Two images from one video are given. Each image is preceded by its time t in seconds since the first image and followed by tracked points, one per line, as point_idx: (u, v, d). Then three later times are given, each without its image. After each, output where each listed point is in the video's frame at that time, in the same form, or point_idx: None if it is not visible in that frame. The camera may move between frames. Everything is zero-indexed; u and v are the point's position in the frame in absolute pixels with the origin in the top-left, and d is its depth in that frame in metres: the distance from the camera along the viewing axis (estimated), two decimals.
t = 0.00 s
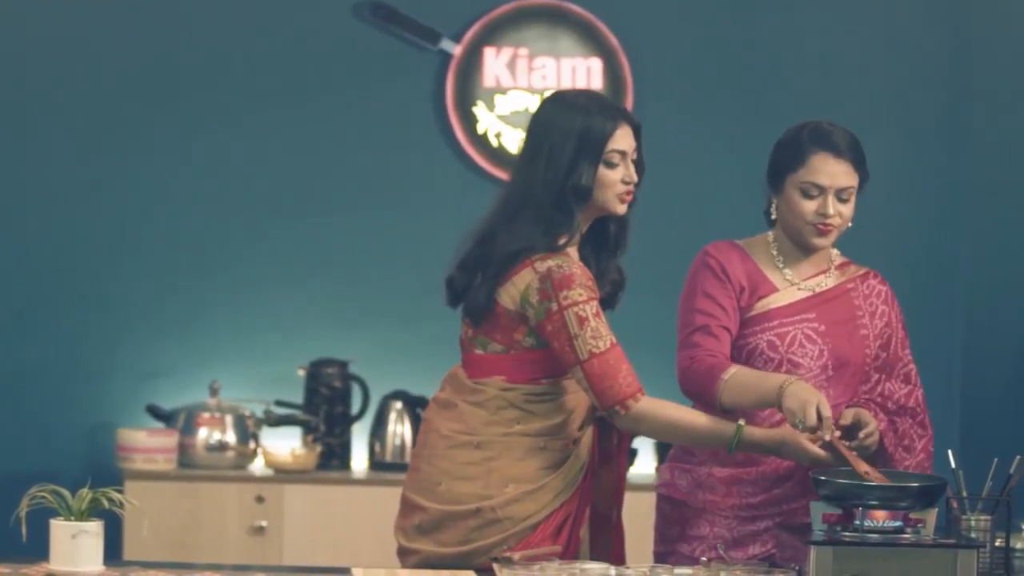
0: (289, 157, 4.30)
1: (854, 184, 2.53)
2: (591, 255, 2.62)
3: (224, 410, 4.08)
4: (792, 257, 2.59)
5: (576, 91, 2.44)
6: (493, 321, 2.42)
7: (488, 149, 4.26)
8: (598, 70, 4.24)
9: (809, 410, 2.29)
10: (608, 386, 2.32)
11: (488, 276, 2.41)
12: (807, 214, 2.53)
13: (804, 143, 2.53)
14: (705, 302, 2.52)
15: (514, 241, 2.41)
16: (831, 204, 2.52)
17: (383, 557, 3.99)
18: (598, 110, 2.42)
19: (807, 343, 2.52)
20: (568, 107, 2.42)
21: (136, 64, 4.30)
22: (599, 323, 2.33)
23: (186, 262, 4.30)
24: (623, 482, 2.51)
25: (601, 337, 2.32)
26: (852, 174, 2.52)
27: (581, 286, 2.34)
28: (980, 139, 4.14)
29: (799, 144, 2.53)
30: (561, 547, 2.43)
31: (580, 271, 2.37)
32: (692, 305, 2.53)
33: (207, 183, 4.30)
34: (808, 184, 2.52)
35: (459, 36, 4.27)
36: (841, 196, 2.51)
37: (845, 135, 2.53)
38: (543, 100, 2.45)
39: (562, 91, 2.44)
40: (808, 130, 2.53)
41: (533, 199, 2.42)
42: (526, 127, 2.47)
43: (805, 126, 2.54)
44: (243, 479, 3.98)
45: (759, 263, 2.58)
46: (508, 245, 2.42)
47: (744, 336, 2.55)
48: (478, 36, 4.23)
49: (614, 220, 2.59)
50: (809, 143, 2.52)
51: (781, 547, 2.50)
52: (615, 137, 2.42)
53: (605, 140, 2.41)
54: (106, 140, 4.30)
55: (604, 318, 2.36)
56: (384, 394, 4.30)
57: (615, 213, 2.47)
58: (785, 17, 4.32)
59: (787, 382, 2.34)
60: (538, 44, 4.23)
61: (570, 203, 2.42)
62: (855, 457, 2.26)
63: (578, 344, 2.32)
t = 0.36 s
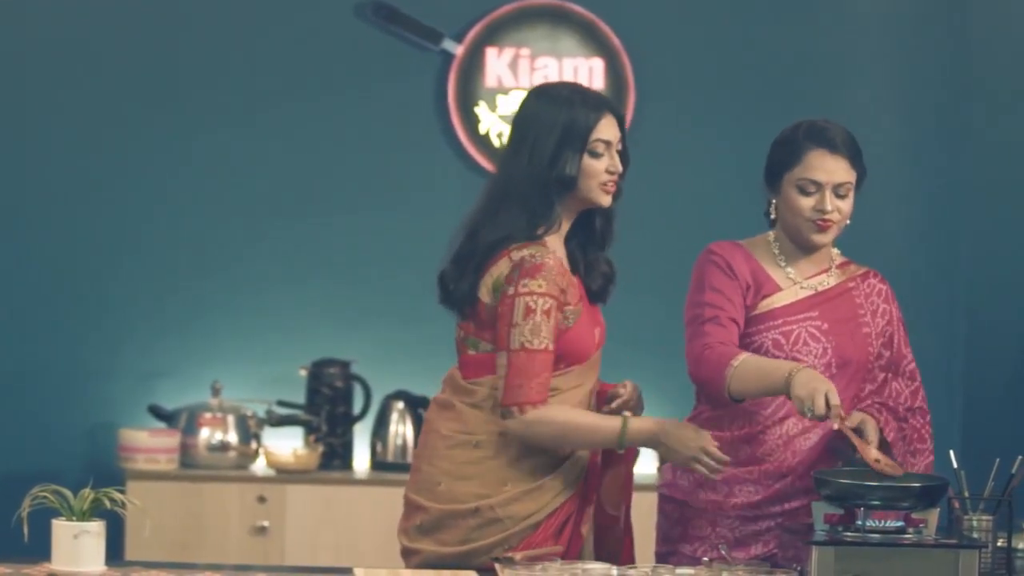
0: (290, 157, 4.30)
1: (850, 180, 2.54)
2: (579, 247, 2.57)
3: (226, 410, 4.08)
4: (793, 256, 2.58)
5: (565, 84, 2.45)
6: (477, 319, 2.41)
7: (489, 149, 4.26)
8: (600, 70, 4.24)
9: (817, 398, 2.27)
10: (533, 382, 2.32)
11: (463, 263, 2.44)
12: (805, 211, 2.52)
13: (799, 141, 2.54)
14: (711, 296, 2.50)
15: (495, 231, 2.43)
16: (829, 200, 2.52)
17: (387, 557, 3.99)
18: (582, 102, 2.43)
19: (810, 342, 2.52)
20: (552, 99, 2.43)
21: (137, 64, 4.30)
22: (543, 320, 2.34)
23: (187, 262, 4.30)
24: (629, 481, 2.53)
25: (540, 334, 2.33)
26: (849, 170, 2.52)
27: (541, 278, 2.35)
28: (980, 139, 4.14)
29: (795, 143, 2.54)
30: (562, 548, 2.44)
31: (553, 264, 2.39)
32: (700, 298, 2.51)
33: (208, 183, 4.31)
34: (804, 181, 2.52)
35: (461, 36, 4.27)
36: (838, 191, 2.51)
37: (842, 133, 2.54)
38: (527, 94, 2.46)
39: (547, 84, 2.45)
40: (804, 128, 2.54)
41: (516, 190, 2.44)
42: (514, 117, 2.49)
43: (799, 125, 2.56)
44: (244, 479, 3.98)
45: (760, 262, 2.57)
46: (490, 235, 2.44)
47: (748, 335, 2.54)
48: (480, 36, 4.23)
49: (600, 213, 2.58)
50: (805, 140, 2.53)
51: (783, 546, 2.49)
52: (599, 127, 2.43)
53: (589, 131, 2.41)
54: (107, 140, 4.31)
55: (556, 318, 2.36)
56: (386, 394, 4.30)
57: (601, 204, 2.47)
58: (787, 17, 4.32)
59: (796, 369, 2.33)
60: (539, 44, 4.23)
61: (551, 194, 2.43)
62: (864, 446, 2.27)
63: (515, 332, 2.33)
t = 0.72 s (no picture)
0: (291, 157, 4.31)
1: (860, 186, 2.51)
2: (555, 241, 2.60)
3: (229, 410, 4.07)
4: (797, 257, 2.57)
5: (549, 84, 2.50)
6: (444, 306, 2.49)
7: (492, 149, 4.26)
8: (603, 71, 4.24)
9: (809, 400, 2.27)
10: (471, 367, 2.33)
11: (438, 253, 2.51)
12: (813, 216, 2.50)
13: (811, 144, 2.50)
14: (713, 291, 2.49)
15: (464, 221, 2.51)
16: (837, 206, 2.49)
17: (391, 556, 3.99)
18: (565, 103, 2.48)
19: (811, 343, 2.50)
20: (534, 98, 2.48)
21: (139, 65, 4.30)
22: (484, 308, 2.35)
23: (188, 263, 4.30)
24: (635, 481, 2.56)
25: (479, 322, 2.34)
26: (859, 177, 2.49)
27: (483, 269, 2.39)
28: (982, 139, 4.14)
29: (807, 146, 2.51)
30: (562, 547, 2.45)
31: (502, 257, 2.42)
32: (700, 295, 2.51)
33: (210, 184, 4.31)
34: (814, 186, 2.49)
35: (464, 36, 4.27)
36: (848, 199, 2.49)
37: (853, 138, 2.51)
38: (510, 89, 2.51)
39: (530, 82, 2.50)
40: (816, 132, 2.51)
41: (491, 182, 2.51)
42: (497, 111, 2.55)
43: (811, 127, 2.52)
44: (247, 479, 3.98)
45: (764, 262, 2.56)
46: (463, 223, 2.51)
47: (748, 336, 2.53)
48: (482, 36, 4.23)
49: (574, 215, 2.62)
50: (817, 144, 2.50)
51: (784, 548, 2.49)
52: (580, 127, 2.48)
53: (570, 132, 2.46)
54: (109, 140, 4.31)
55: (503, 307, 2.37)
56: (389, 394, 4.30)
57: (577, 204, 2.52)
58: (789, 17, 4.32)
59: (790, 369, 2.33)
60: (542, 45, 4.24)
61: (524, 190, 2.49)
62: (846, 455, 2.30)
63: (457, 320, 2.36)
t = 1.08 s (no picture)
0: (301, 158, 4.31)
1: (865, 202, 2.48)
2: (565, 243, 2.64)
3: (238, 411, 4.08)
4: (812, 260, 2.55)
5: (544, 83, 2.53)
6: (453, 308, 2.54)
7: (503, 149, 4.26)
8: (612, 71, 4.24)
9: (815, 389, 2.27)
10: (463, 368, 2.39)
11: (446, 257, 2.56)
12: (811, 224, 2.50)
13: (822, 152, 2.48)
14: (712, 297, 2.50)
15: (470, 226, 2.54)
16: (835, 217, 2.48)
17: (401, 556, 3.99)
18: (560, 102, 2.50)
19: (824, 347, 2.50)
20: (531, 98, 2.50)
21: (148, 66, 4.31)
22: (482, 310, 2.40)
23: (197, 264, 4.31)
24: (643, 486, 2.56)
25: (476, 323, 2.39)
26: (861, 192, 2.45)
27: (486, 270, 2.43)
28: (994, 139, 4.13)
29: (818, 154, 2.49)
30: (577, 547, 2.47)
31: (507, 259, 2.45)
32: (702, 299, 2.52)
33: (219, 185, 4.31)
34: (815, 193, 2.49)
35: (474, 36, 4.27)
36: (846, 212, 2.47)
37: (866, 152, 2.46)
38: (505, 90, 2.54)
39: (525, 82, 2.53)
40: (831, 141, 2.48)
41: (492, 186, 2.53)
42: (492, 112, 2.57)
43: (831, 136, 2.50)
44: (257, 479, 3.98)
45: (778, 266, 2.55)
46: (467, 227, 2.54)
47: (759, 339, 2.53)
48: (492, 37, 4.23)
49: (581, 214, 2.65)
50: (827, 154, 2.48)
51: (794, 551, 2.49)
52: (575, 127, 2.51)
53: (565, 131, 2.49)
54: (118, 142, 4.31)
55: (502, 310, 2.41)
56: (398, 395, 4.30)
57: (576, 203, 2.55)
58: (798, 17, 4.31)
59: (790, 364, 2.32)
60: (552, 46, 4.24)
61: (524, 191, 2.51)
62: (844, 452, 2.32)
63: (454, 318, 2.41)
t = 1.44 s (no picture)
0: (308, 159, 4.31)
1: (838, 182, 2.49)
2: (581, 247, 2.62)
3: (246, 412, 4.08)
4: (816, 256, 2.56)
5: (569, 87, 2.53)
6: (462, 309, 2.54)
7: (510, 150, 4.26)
8: (620, 72, 4.24)
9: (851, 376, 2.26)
10: (467, 369, 2.40)
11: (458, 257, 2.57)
12: (788, 204, 2.54)
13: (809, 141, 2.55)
14: (728, 293, 2.49)
15: (484, 225, 2.55)
16: (805, 193, 2.51)
17: (408, 556, 3.99)
18: (583, 106, 2.50)
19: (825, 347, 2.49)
20: (554, 102, 2.50)
21: (156, 67, 4.31)
22: (487, 312, 2.41)
23: (205, 264, 4.31)
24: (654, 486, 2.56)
25: (481, 325, 2.41)
26: (827, 165, 2.49)
27: (493, 273, 2.44)
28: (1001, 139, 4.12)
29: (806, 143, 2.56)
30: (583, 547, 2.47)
31: (514, 263, 2.46)
32: (718, 295, 2.50)
33: (227, 185, 4.32)
34: (794, 176, 2.54)
35: (481, 36, 4.27)
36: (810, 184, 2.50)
37: (844, 136, 2.51)
38: (531, 92, 2.54)
39: (549, 85, 2.53)
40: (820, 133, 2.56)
41: (510, 186, 2.54)
42: (517, 113, 2.58)
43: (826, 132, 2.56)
44: (264, 480, 3.99)
45: (785, 263, 2.55)
46: (481, 228, 2.56)
47: (763, 336, 2.52)
48: (499, 38, 4.23)
49: (599, 218, 2.64)
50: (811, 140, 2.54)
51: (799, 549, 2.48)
52: (598, 132, 2.51)
53: (588, 136, 2.49)
54: (126, 142, 4.32)
55: (508, 313, 2.42)
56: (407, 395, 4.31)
57: (596, 208, 2.55)
58: (805, 17, 4.31)
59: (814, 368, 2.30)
60: (560, 46, 4.23)
61: (541, 194, 2.52)
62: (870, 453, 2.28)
63: (460, 321, 2.43)
